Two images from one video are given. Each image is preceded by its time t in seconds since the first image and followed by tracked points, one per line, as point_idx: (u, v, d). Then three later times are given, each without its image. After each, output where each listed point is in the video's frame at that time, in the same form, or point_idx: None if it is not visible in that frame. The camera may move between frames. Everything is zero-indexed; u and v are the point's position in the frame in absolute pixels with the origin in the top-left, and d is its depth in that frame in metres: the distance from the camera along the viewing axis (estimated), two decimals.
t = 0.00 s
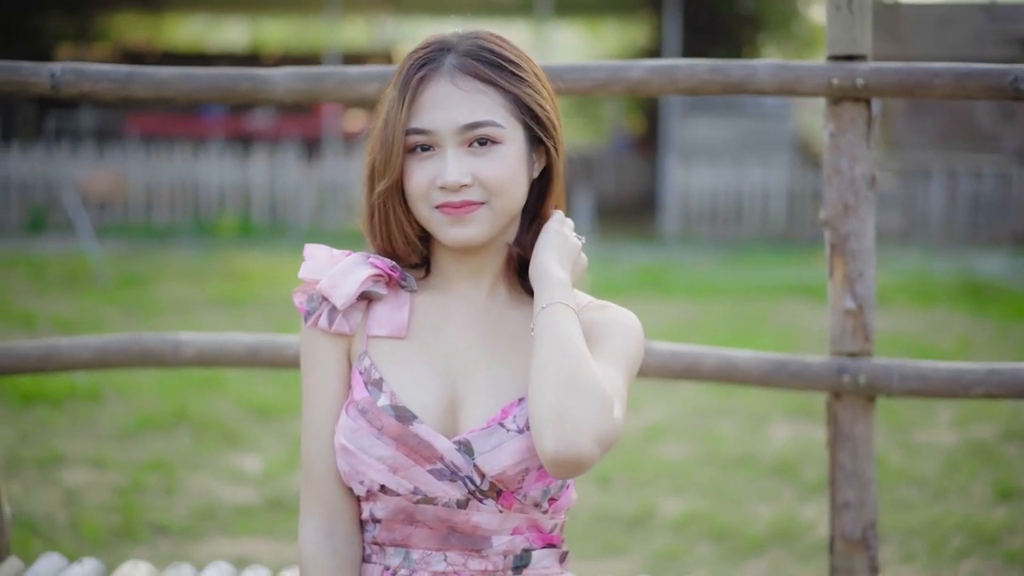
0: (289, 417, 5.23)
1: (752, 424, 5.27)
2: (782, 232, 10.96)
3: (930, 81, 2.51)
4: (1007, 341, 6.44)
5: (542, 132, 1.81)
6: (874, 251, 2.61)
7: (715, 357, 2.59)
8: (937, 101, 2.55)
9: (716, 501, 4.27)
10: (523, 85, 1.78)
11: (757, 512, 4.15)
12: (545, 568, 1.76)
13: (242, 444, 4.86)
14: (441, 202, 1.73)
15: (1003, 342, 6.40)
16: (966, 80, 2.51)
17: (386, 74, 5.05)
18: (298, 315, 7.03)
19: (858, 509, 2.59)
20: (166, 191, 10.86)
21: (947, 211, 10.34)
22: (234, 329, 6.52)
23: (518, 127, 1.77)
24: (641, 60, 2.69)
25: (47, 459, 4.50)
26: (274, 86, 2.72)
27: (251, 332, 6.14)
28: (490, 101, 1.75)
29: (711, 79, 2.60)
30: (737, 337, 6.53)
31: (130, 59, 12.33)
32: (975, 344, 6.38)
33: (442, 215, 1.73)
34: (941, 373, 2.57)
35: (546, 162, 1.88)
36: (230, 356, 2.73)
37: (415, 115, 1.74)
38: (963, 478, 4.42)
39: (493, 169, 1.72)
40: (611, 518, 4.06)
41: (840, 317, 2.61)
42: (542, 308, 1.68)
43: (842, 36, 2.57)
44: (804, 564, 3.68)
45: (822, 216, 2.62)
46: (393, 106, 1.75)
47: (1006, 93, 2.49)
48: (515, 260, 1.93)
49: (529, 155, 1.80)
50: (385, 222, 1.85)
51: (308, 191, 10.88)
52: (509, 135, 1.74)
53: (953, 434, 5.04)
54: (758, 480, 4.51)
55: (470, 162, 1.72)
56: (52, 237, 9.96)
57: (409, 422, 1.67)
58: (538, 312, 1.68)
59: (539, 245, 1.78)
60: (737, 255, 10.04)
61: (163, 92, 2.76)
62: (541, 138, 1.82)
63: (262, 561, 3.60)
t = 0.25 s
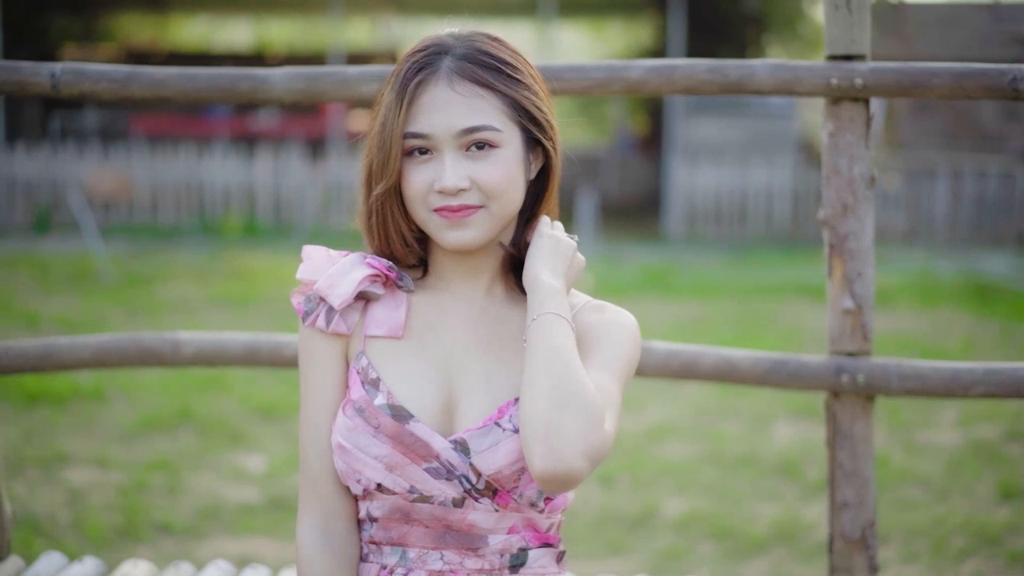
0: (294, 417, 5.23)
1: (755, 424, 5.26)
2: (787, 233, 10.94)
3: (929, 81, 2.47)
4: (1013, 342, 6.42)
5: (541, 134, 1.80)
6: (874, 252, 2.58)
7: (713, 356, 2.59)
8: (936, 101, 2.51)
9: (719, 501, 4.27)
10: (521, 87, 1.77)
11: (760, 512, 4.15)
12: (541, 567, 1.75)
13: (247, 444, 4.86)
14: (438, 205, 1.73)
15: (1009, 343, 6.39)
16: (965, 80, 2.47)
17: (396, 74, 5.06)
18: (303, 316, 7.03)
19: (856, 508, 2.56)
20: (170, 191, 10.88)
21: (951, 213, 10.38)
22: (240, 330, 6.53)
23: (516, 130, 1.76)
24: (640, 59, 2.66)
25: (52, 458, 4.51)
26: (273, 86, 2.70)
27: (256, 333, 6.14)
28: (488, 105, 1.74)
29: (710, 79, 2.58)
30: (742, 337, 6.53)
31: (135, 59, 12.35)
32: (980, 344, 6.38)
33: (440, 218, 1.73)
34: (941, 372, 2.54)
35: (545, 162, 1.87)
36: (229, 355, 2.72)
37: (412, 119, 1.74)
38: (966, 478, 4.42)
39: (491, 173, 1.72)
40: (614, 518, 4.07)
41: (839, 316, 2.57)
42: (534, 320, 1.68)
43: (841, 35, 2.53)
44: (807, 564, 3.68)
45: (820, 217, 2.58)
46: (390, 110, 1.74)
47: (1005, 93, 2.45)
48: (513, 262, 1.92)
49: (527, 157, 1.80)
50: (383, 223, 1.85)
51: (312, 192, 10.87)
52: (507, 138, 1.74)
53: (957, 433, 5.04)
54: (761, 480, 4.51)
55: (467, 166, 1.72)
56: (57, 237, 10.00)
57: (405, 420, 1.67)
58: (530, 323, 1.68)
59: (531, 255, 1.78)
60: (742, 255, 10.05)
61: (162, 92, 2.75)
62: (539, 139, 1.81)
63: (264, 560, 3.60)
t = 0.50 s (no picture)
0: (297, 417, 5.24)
1: (757, 424, 5.26)
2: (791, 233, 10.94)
3: (927, 80, 2.47)
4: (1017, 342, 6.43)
5: (538, 135, 1.80)
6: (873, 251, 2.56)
7: (712, 356, 2.57)
8: (934, 101, 2.51)
9: (722, 502, 4.27)
10: (518, 89, 1.77)
11: (763, 512, 4.16)
12: (538, 568, 1.75)
13: (250, 444, 4.87)
14: (436, 207, 1.73)
15: (1013, 342, 6.40)
16: (963, 79, 2.46)
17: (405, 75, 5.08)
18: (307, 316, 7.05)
19: (855, 508, 2.53)
20: (174, 192, 10.89)
21: (956, 214, 10.30)
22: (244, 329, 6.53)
23: (513, 133, 1.76)
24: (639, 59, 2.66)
25: (56, 458, 4.52)
26: (272, 85, 2.71)
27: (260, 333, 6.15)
28: (486, 107, 1.74)
29: (708, 79, 2.57)
30: (746, 337, 6.53)
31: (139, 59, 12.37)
32: (984, 344, 6.39)
33: (438, 220, 1.73)
34: (940, 372, 2.51)
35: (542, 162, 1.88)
36: (229, 355, 2.72)
37: (409, 122, 1.74)
38: (968, 478, 4.42)
39: (488, 176, 1.72)
40: (616, 518, 4.07)
41: (838, 316, 2.55)
42: (531, 325, 1.67)
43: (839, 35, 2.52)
44: (809, 563, 3.68)
45: (819, 216, 2.57)
46: (387, 112, 1.74)
47: (1003, 93, 2.45)
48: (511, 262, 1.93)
49: (524, 159, 1.80)
50: (381, 225, 1.85)
51: (316, 191, 10.88)
52: (505, 141, 1.74)
53: (960, 433, 5.04)
54: (763, 480, 4.51)
55: (465, 169, 1.72)
56: (61, 237, 10.02)
57: (400, 421, 1.67)
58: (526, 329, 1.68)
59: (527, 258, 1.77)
60: (746, 255, 10.06)
61: (162, 92, 2.75)
62: (536, 140, 1.81)
63: (266, 559, 3.61)
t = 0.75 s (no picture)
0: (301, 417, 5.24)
1: (761, 425, 5.26)
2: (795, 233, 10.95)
3: (927, 81, 2.47)
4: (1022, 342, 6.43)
5: (537, 136, 1.80)
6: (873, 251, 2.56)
7: (712, 356, 2.57)
8: (934, 101, 2.51)
9: (725, 501, 4.27)
10: (516, 91, 1.77)
11: (766, 512, 4.16)
12: (536, 568, 1.75)
13: (254, 444, 4.87)
14: (435, 208, 1.72)
15: (1017, 343, 6.40)
16: (963, 79, 2.46)
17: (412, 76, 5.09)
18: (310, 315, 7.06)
19: (855, 508, 2.52)
20: (179, 191, 10.90)
21: (960, 214, 10.25)
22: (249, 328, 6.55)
23: (512, 133, 1.76)
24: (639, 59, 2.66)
25: (59, 458, 4.53)
26: (272, 85, 2.71)
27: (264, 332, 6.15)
28: (485, 108, 1.74)
29: (708, 79, 2.57)
30: (749, 337, 6.53)
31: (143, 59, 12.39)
32: (988, 344, 6.39)
33: (437, 222, 1.73)
34: (939, 372, 2.51)
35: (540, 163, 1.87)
36: (229, 354, 2.72)
37: (409, 123, 1.73)
38: (972, 478, 4.43)
39: (488, 177, 1.72)
40: (619, 518, 4.07)
41: (838, 315, 2.54)
42: (528, 331, 1.66)
43: (839, 35, 2.52)
44: (812, 563, 3.68)
45: (819, 216, 2.57)
46: (386, 113, 1.74)
47: (1003, 93, 2.45)
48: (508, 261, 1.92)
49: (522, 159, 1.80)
50: (380, 226, 1.85)
51: (321, 191, 10.88)
52: (504, 142, 1.74)
53: (963, 433, 5.04)
54: (767, 480, 4.51)
55: (464, 170, 1.72)
56: (66, 237, 10.03)
57: (398, 421, 1.67)
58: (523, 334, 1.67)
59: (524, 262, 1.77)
60: (750, 255, 10.06)
61: (161, 91, 2.75)
62: (534, 141, 1.81)
63: (269, 559, 3.62)
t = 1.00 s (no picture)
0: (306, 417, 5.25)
1: (765, 425, 5.25)
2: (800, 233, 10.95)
3: (928, 81, 2.46)
4: None
5: (537, 135, 1.79)
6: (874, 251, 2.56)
7: (713, 356, 2.57)
8: (936, 101, 2.50)
9: (729, 501, 4.27)
10: (517, 90, 1.77)
11: (770, 512, 4.16)
12: (536, 568, 1.75)
13: (258, 444, 4.87)
14: (435, 207, 1.72)
15: None
16: (965, 80, 2.46)
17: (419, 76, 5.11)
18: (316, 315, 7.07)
19: (857, 508, 2.52)
20: (184, 191, 10.91)
21: (967, 213, 10.12)
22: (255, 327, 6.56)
23: (513, 133, 1.75)
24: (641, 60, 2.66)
25: (63, 456, 4.55)
26: (274, 85, 2.71)
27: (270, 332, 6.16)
28: (486, 108, 1.73)
29: (709, 79, 2.57)
30: (755, 337, 6.53)
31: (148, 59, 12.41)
32: (994, 344, 6.38)
33: (437, 221, 1.73)
34: (941, 372, 2.51)
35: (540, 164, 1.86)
36: (231, 354, 2.72)
37: (409, 122, 1.73)
38: (976, 478, 4.42)
39: (488, 176, 1.71)
40: (622, 518, 4.07)
41: (839, 316, 2.54)
42: (527, 338, 1.65)
43: (840, 36, 2.52)
44: (816, 563, 3.68)
45: (820, 216, 2.57)
46: (387, 112, 1.74)
47: (1005, 93, 2.44)
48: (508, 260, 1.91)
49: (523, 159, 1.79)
50: (380, 226, 1.84)
51: (326, 191, 10.87)
52: (504, 141, 1.73)
53: (968, 433, 5.04)
54: (771, 480, 4.51)
55: (464, 169, 1.71)
56: (71, 237, 10.06)
57: (398, 422, 1.67)
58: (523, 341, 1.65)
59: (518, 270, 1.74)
60: (754, 255, 10.06)
61: (163, 91, 2.75)
62: (534, 141, 1.81)
63: (273, 558, 3.63)
